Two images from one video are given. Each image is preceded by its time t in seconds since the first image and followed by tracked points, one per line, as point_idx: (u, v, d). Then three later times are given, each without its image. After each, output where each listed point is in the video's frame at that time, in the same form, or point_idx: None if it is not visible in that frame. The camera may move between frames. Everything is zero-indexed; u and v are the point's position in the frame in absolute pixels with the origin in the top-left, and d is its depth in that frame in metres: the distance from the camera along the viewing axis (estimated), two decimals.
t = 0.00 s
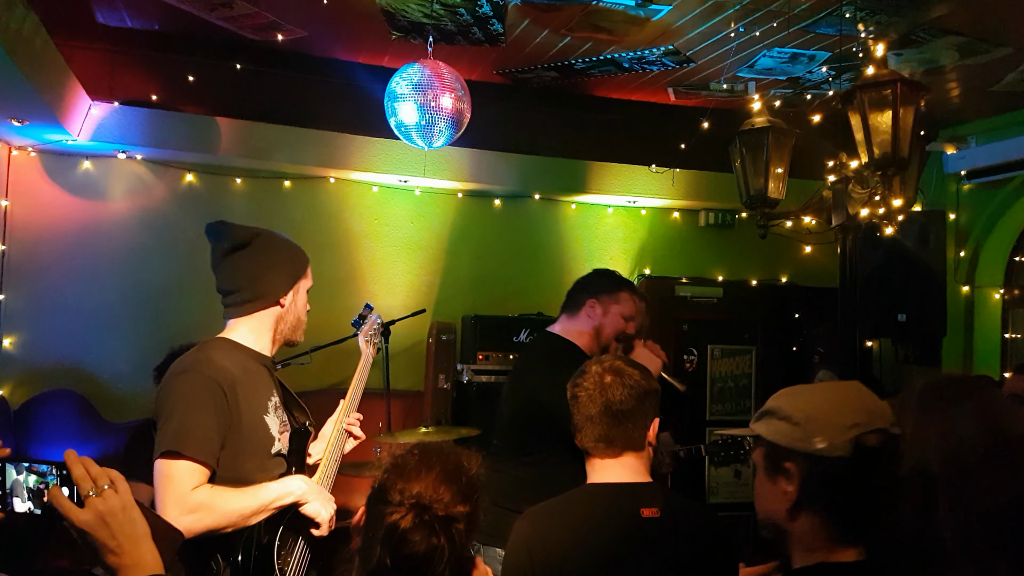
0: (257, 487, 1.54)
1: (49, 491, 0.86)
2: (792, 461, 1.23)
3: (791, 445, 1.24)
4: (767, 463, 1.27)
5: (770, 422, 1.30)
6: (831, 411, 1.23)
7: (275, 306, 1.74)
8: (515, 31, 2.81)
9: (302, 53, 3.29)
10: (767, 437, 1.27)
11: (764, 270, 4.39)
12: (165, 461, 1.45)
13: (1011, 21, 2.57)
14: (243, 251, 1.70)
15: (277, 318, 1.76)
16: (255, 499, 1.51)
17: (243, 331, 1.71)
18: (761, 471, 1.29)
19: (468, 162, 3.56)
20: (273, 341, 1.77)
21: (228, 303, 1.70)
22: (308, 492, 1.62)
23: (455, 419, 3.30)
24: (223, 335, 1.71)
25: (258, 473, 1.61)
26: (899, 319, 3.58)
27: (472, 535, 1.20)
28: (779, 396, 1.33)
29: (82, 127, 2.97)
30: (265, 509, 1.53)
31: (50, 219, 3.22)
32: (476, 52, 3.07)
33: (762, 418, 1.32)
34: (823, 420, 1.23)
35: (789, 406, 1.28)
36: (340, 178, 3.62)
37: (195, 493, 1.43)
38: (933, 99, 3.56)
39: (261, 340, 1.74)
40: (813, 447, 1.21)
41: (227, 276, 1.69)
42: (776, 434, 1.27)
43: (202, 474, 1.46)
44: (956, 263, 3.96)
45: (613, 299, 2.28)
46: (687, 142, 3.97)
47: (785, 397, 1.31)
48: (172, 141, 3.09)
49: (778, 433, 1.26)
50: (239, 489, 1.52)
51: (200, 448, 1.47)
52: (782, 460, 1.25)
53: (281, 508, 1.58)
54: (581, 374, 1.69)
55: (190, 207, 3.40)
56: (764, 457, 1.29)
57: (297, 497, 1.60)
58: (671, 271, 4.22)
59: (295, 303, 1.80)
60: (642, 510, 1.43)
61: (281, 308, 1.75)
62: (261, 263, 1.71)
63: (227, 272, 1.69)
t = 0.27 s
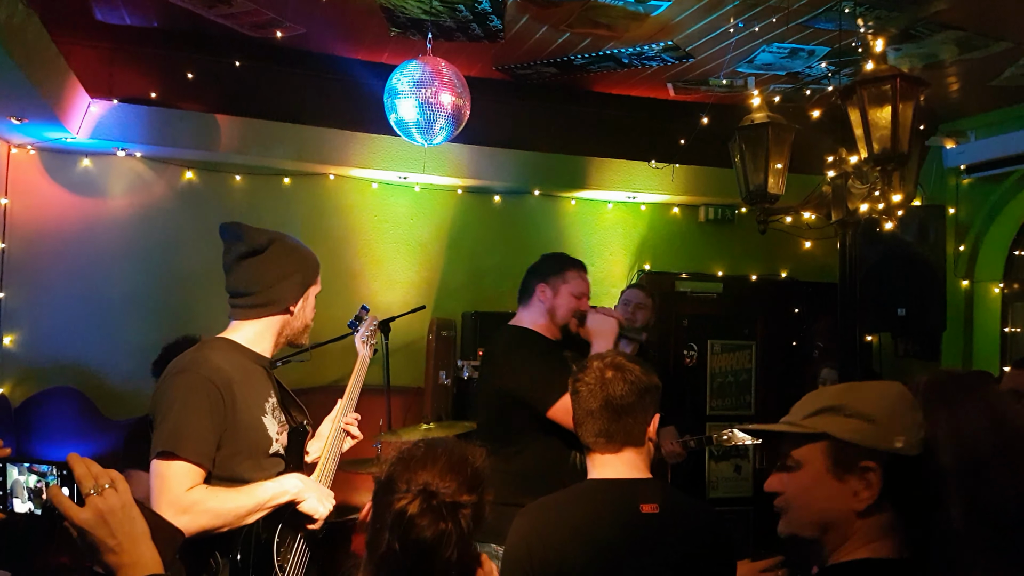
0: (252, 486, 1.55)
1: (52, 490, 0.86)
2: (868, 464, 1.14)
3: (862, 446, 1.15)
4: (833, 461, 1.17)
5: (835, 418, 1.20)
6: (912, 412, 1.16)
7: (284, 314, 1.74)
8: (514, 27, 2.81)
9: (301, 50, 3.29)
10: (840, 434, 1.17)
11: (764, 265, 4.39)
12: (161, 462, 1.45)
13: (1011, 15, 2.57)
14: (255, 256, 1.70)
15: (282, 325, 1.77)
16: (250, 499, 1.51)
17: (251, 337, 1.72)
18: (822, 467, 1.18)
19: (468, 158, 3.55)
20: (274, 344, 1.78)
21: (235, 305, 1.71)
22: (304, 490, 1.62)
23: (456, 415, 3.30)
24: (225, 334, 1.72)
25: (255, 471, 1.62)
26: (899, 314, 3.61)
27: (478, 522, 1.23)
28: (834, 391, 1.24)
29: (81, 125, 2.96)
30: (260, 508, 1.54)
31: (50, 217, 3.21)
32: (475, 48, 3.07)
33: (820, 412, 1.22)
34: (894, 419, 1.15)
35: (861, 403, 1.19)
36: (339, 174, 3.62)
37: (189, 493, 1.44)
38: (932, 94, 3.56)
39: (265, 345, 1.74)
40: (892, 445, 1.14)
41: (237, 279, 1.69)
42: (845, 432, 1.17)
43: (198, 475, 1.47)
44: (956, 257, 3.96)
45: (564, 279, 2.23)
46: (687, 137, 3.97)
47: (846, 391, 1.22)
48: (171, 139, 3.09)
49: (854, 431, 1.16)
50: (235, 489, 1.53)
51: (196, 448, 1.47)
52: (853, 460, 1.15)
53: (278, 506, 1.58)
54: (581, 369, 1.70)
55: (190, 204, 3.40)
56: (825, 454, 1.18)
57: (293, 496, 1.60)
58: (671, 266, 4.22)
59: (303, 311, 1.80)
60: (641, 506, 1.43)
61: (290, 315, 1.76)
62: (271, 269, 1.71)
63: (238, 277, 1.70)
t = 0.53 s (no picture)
0: (250, 483, 1.55)
1: (51, 485, 0.87)
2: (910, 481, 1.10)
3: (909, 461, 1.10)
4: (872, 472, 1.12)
5: (878, 426, 1.14)
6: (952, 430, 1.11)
7: (277, 306, 1.75)
8: (515, 27, 2.81)
9: (303, 48, 3.29)
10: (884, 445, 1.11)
11: (764, 266, 4.40)
12: (160, 459, 1.45)
13: (1012, 19, 2.57)
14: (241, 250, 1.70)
15: (279, 316, 1.78)
16: (249, 496, 1.52)
17: (247, 332, 1.72)
18: (861, 477, 1.13)
19: (469, 157, 3.56)
20: (274, 337, 1.79)
21: (229, 303, 1.71)
22: (302, 486, 1.63)
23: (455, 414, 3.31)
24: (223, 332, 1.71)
25: (254, 468, 1.62)
26: (898, 316, 3.62)
27: (484, 512, 1.24)
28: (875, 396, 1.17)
29: (82, 120, 2.96)
30: (260, 504, 1.54)
31: (49, 213, 3.21)
32: (477, 47, 3.07)
33: (862, 419, 1.15)
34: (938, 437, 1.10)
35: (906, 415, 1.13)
36: (340, 172, 3.62)
37: (188, 491, 1.44)
38: (933, 97, 3.57)
39: (264, 338, 1.75)
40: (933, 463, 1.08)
41: (229, 276, 1.69)
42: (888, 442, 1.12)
43: (197, 473, 1.47)
44: (956, 260, 3.96)
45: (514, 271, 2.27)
46: (688, 138, 3.98)
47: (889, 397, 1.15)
48: (172, 135, 3.09)
49: (899, 446, 1.10)
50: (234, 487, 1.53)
51: (195, 446, 1.47)
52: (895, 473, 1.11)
53: (277, 503, 1.59)
54: (579, 369, 1.70)
55: (190, 201, 3.40)
56: (866, 461, 1.13)
57: (291, 492, 1.60)
58: (671, 267, 4.23)
59: (297, 300, 1.82)
60: (639, 506, 1.43)
61: (283, 306, 1.77)
62: (266, 260, 1.72)
63: (229, 273, 1.70)
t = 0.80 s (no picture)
0: (250, 477, 1.56)
1: (55, 482, 0.87)
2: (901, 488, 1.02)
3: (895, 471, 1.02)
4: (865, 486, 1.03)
5: (862, 438, 1.05)
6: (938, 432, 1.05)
7: (272, 304, 1.74)
8: (521, 27, 2.81)
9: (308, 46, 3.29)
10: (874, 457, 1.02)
11: (766, 270, 4.39)
12: (161, 456, 1.45)
13: (1019, 25, 2.57)
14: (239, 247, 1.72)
15: (276, 314, 1.77)
16: (250, 489, 1.52)
17: (240, 326, 1.71)
18: (852, 495, 1.04)
19: (473, 157, 3.56)
20: (270, 335, 1.78)
21: (229, 299, 1.71)
22: (299, 477, 1.64)
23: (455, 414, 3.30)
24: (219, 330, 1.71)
25: (252, 466, 1.62)
26: (901, 322, 3.61)
27: (484, 510, 1.22)
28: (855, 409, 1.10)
29: (87, 116, 2.96)
30: (260, 497, 1.55)
31: (52, 208, 3.21)
32: (482, 47, 3.06)
33: (845, 433, 1.07)
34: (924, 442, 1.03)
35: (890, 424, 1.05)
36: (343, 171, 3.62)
37: (192, 486, 1.44)
38: (938, 103, 3.56)
39: (258, 334, 1.74)
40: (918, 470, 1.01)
41: (228, 273, 1.70)
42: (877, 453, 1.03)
43: (200, 468, 1.47)
44: (959, 266, 3.96)
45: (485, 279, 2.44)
46: (692, 141, 3.97)
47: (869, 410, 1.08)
48: (176, 131, 3.08)
49: (887, 456, 1.02)
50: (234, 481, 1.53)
51: (197, 442, 1.47)
52: (885, 484, 1.02)
53: (276, 495, 1.60)
54: (581, 372, 1.70)
55: (193, 198, 3.40)
56: (855, 477, 1.04)
57: (288, 484, 1.61)
58: (673, 269, 4.22)
59: (294, 299, 1.81)
60: (638, 511, 1.43)
61: (279, 304, 1.76)
62: (264, 259, 1.72)
63: (227, 270, 1.70)
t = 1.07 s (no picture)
0: (244, 475, 1.56)
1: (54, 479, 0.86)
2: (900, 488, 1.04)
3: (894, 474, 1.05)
4: (861, 484, 1.05)
5: (861, 435, 1.07)
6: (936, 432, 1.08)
7: (269, 302, 1.75)
8: (521, 25, 2.80)
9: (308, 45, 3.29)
10: (874, 456, 1.04)
11: (766, 268, 4.39)
12: (157, 452, 1.47)
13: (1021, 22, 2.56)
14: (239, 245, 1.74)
15: (275, 312, 1.78)
16: (242, 488, 1.53)
17: (238, 325, 1.73)
18: (845, 492, 1.05)
19: (474, 156, 3.54)
20: (269, 334, 1.79)
21: (228, 299, 1.72)
22: (293, 477, 1.63)
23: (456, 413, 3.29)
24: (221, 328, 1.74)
25: (247, 464, 1.64)
26: (902, 319, 3.61)
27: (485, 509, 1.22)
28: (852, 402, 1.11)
29: (87, 116, 2.95)
30: (252, 497, 1.55)
31: (53, 207, 3.21)
32: (482, 45, 3.05)
33: (843, 428, 1.08)
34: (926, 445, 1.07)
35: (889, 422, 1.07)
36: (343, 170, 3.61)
37: (186, 482, 1.46)
38: (939, 100, 3.56)
39: (256, 334, 1.75)
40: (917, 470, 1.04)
41: (224, 273, 1.72)
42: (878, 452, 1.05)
43: (193, 465, 1.49)
44: (960, 264, 3.94)
45: (475, 279, 2.46)
46: (692, 139, 3.97)
47: (868, 403, 1.09)
48: (175, 130, 3.07)
49: (889, 456, 1.04)
50: (228, 479, 1.54)
51: (190, 439, 1.49)
52: (882, 484, 1.04)
53: (268, 494, 1.59)
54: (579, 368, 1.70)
55: (193, 197, 3.40)
56: (851, 476, 1.06)
57: (282, 484, 1.60)
58: (673, 268, 4.21)
59: (293, 296, 1.81)
60: (636, 510, 1.43)
61: (277, 303, 1.77)
62: (262, 258, 1.74)
63: (226, 268, 1.72)
